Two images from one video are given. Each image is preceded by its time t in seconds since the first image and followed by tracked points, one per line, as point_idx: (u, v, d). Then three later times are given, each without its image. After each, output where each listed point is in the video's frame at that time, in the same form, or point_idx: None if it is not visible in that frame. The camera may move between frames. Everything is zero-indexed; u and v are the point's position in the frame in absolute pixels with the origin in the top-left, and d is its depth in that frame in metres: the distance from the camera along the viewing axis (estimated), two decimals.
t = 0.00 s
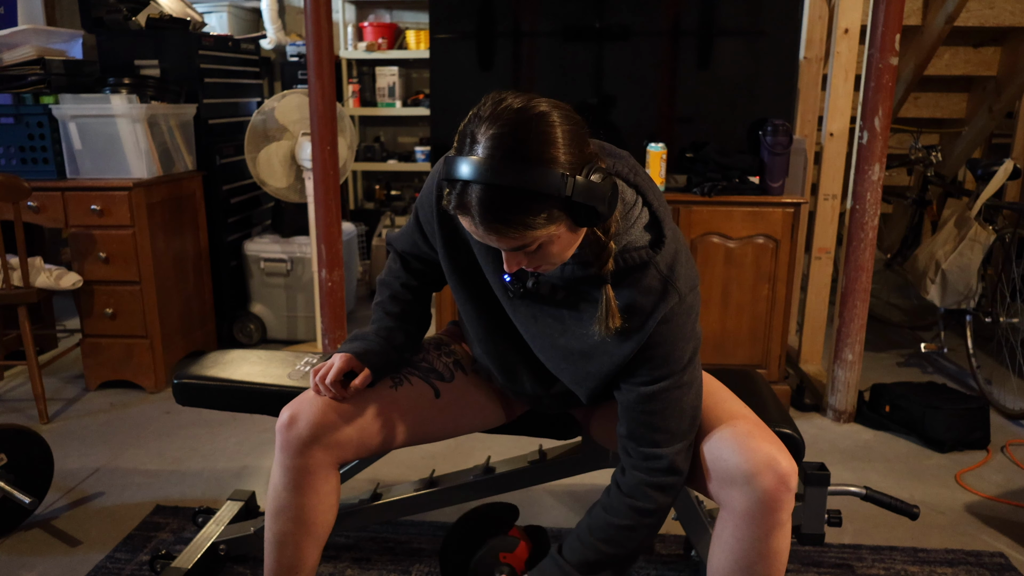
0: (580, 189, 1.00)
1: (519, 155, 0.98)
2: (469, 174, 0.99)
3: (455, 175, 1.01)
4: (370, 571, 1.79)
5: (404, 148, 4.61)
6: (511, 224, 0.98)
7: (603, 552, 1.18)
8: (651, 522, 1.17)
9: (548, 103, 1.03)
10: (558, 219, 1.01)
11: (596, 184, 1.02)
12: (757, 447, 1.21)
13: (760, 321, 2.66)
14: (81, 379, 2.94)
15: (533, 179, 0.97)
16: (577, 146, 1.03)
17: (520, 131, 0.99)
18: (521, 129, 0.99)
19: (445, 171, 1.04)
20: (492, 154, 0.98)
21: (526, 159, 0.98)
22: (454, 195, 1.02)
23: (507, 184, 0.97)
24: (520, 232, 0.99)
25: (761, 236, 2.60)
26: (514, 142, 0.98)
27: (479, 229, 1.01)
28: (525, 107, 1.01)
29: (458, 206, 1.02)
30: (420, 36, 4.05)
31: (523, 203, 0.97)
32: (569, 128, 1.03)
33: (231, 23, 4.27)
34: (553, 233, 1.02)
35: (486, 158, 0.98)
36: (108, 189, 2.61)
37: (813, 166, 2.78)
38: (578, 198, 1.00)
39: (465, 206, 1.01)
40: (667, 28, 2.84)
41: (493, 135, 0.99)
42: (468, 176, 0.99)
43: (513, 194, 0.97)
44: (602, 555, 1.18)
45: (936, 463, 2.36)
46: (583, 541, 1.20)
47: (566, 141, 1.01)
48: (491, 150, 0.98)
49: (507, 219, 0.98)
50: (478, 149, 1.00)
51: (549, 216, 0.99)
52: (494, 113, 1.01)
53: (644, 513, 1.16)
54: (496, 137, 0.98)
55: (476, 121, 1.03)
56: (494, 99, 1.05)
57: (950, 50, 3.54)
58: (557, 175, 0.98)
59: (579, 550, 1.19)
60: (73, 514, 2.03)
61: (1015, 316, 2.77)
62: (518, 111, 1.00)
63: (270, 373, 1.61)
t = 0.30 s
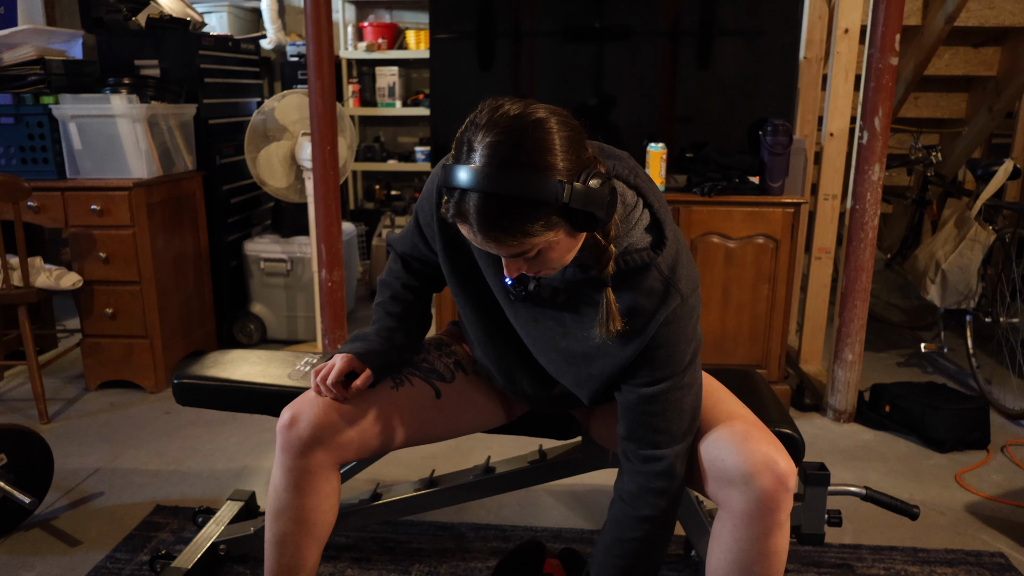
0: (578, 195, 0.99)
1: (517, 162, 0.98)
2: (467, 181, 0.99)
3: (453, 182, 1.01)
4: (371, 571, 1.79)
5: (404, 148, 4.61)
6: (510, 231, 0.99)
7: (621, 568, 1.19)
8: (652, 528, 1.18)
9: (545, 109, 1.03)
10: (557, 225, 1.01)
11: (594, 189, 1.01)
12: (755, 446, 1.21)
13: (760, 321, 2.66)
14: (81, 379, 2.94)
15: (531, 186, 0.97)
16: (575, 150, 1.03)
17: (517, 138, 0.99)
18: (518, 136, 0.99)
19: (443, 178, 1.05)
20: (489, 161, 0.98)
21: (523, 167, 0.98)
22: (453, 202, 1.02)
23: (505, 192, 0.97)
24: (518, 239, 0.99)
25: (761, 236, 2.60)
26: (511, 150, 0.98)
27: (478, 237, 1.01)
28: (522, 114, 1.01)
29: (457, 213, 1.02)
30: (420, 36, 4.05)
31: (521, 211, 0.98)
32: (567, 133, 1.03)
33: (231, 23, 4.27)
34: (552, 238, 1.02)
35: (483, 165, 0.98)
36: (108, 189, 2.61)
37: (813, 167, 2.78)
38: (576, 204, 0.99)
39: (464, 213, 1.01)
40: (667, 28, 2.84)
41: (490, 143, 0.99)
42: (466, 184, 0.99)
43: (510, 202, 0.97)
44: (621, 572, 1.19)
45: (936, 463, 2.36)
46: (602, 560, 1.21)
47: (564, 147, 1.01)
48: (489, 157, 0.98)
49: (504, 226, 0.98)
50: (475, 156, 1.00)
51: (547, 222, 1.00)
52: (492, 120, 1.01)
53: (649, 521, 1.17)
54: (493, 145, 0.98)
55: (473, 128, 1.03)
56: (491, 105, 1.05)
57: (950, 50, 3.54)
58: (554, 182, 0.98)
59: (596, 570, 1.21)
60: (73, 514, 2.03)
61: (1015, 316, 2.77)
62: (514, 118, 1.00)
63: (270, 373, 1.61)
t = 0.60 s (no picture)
0: (579, 198, 0.99)
1: (516, 165, 0.98)
2: (467, 184, 0.99)
3: (454, 185, 1.01)
4: (371, 571, 1.79)
5: (404, 148, 4.61)
6: (511, 233, 0.99)
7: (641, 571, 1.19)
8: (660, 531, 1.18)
9: (545, 111, 1.03)
10: (558, 227, 1.01)
11: (594, 191, 1.01)
12: (756, 446, 1.21)
13: (760, 321, 2.66)
14: (81, 379, 2.94)
15: (532, 189, 0.97)
16: (575, 153, 1.03)
17: (518, 141, 0.99)
18: (518, 139, 0.99)
19: (444, 181, 1.05)
20: (490, 164, 0.98)
21: (523, 170, 0.98)
22: (454, 205, 1.03)
23: (505, 195, 0.97)
24: (519, 241, 0.99)
25: (761, 236, 2.60)
26: (512, 153, 0.98)
27: (478, 239, 1.01)
28: (522, 116, 1.01)
29: (458, 215, 1.02)
30: (420, 36, 4.05)
31: (521, 214, 0.98)
32: (567, 135, 1.03)
33: (231, 23, 4.27)
34: (553, 240, 1.02)
35: (483, 168, 0.98)
36: (108, 189, 2.61)
37: (813, 167, 2.78)
38: (576, 207, 0.99)
39: (465, 216, 1.01)
40: (667, 28, 2.84)
41: (490, 146, 0.99)
42: (467, 187, 0.99)
43: (511, 205, 0.97)
44: None
45: (936, 463, 2.36)
46: (620, 566, 1.21)
47: (564, 149, 1.01)
48: (489, 160, 0.98)
49: (505, 229, 0.98)
50: (476, 159, 1.00)
51: (548, 225, 1.00)
52: (492, 122, 1.01)
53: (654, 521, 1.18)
54: (493, 147, 0.98)
55: (473, 131, 1.03)
56: (491, 108, 1.05)
57: (950, 50, 3.54)
58: (555, 185, 0.98)
59: None
60: (73, 514, 2.03)
61: (1015, 316, 2.77)
62: (514, 120, 1.00)
63: (270, 373, 1.61)
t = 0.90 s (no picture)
0: (583, 193, 0.99)
1: (522, 159, 0.98)
2: (472, 177, 0.99)
3: (459, 178, 1.01)
4: (371, 572, 1.79)
5: (404, 148, 4.61)
6: (515, 227, 0.98)
7: (618, 570, 1.18)
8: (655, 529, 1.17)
9: (552, 107, 1.03)
10: (562, 223, 1.00)
11: (599, 186, 1.01)
12: (756, 446, 1.21)
13: (760, 321, 2.66)
14: (81, 379, 2.94)
15: (536, 182, 0.97)
16: (580, 149, 1.03)
17: (523, 135, 0.99)
18: (525, 132, 0.99)
19: (449, 175, 1.05)
20: (495, 158, 0.98)
21: (529, 163, 0.98)
22: (458, 198, 1.03)
23: (510, 188, 0.97)
24: (523, 235, 0.99)
25: (761, 236, 2.60)
26: (518, 146, 0.98)
27: (482, 233, 1.01)
28: (529, 111, 1.01)
29: (462, 208, 1.02)
30: (420, 36, 4.05)
31: (525, 207, 0.97)
32: (573, 131, 1.03)
33: (231, 23, 4.27)
34: (556, 236, 1.01)
35: (489, 161, 0.98)
36: (108, 189, 2.61)
37: (813, 167, 2.78)
38: (581, 202, 0.99)
39: (469, 209, 1.01)
40: (667, 28, 2.84)
41: (496, 139, 0.99)
42: (472, 180, 0.99)
43: (515, 199, 0.97)
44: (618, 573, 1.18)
45: (936, 463, 2.36)
46: (601, 560, 1.19)
47: (569, 144, 1.01)
48: (495, 153, 0.98)
49: (509, 223, 0.98)
50: (481, 152, 1.00)
51: (552, 220, 0.99)
52: (498, 117, 1.02)
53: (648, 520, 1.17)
54: (499, 140, 0.98)
55: (480, 125, 1.03)
56: (498, 103, 1.05)
57: (950, 50, 3.54)
58: (559, 179, 0.98)
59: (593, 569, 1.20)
60: (73, 514, 2.03)
61: (1015, 316, 2.77)
62: (521, 114, 1.01)
63: (270, 373, 1.61)
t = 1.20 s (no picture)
0: (588, 188, 0.99)
1: (528, 152, 0.98)
2: (477, 169, 0.99)
3: (463, 170, 1.01)
4: (371, 571, 1.79)
5: (404, 148, 4.61)
6: (518, 220, 0.98)
7: (590, 534, 1.18)
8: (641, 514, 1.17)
9: (558, 101, 1.04)
10: (565, 217, 1.00)
11: (603, 182, 1.01)
12: (755, 446, 1.21)
13: (760, 321, 2.66)
14: (81, 379, 2.94)
15: (541, 175, 0.97)
16: (585, 143, 1.03)
17: (529, 128, 0.99)
18: (532, 125, 0.99)
19: (453, 166, 1.05)
20: (500, 150, 0.98)
21: (535, 157, 0.98)
22: (462, 190, 1.03)
23: (514, 181, 0.97)
24: (526, 228, 0.99)
25: (761, 236, 2.60)
26: (524, 139, 0.98)
27: (485, 225, 1.01)
28: (535, 104, 1.01)
29: (466, 200, 1.02)
30: (420, 36, 4.05)
31: (530, 200, 0.97)
32: (579, 126, 1.03)
33: (231, 23, 4.27)
34: (559, 230, 1.01)
35: (494, 153, 0.98)
36: (108, 189, 2.61)
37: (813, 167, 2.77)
38: (585, 197, 0.99)
39: (473, 201, 1.01)
40: (667, 28, 2.84)
41: (502, 131, 0.99)
42: (477, 172, 0.99)
43: (519, 191, 0.97)
44: (590, 539, 1.18)
45: (936, 463, 2.36)
46: (577, 523, 1.19)
47: (575, 139, 1.01)
48: (501, 146, 0.98)
49: (513, 215, 0.98)
50: (487, 145, 1.00)
51: (555, 214, 0.99)
52: (504, 109, 1.02)
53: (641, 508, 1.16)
54: (505, 133, 0.98)
55: (486, 117, 1.03)
56: (504, 96, 1.05)
57: (950, 50, 3.54)
58: (564, 173, 0.98)
59: (569, 530, 1.19)
60: (73, 514, 2.03)
61: (1015, 316, 2.77)
62: (528, 107, 1.01)
63: (270, 373, 1.61)
